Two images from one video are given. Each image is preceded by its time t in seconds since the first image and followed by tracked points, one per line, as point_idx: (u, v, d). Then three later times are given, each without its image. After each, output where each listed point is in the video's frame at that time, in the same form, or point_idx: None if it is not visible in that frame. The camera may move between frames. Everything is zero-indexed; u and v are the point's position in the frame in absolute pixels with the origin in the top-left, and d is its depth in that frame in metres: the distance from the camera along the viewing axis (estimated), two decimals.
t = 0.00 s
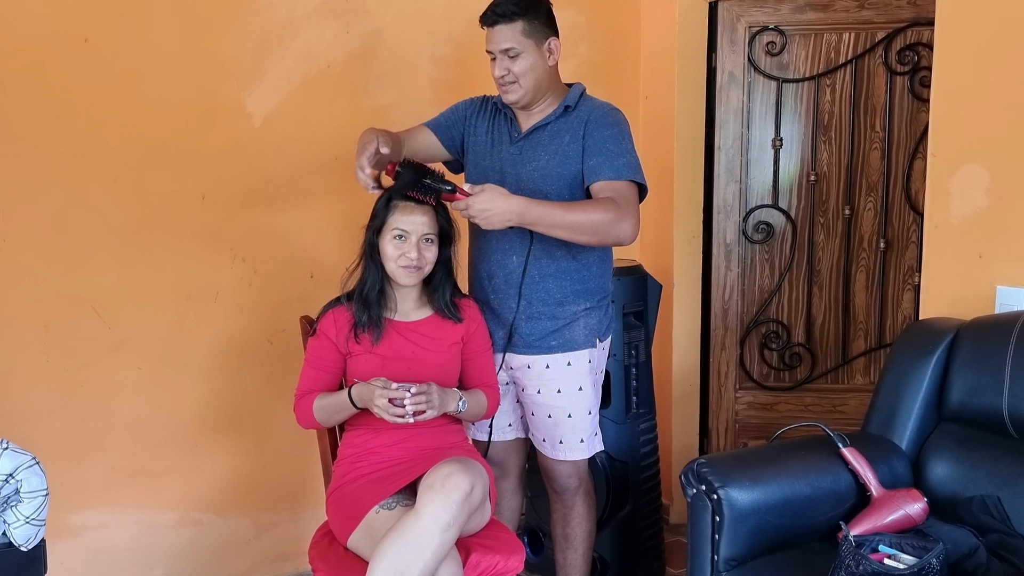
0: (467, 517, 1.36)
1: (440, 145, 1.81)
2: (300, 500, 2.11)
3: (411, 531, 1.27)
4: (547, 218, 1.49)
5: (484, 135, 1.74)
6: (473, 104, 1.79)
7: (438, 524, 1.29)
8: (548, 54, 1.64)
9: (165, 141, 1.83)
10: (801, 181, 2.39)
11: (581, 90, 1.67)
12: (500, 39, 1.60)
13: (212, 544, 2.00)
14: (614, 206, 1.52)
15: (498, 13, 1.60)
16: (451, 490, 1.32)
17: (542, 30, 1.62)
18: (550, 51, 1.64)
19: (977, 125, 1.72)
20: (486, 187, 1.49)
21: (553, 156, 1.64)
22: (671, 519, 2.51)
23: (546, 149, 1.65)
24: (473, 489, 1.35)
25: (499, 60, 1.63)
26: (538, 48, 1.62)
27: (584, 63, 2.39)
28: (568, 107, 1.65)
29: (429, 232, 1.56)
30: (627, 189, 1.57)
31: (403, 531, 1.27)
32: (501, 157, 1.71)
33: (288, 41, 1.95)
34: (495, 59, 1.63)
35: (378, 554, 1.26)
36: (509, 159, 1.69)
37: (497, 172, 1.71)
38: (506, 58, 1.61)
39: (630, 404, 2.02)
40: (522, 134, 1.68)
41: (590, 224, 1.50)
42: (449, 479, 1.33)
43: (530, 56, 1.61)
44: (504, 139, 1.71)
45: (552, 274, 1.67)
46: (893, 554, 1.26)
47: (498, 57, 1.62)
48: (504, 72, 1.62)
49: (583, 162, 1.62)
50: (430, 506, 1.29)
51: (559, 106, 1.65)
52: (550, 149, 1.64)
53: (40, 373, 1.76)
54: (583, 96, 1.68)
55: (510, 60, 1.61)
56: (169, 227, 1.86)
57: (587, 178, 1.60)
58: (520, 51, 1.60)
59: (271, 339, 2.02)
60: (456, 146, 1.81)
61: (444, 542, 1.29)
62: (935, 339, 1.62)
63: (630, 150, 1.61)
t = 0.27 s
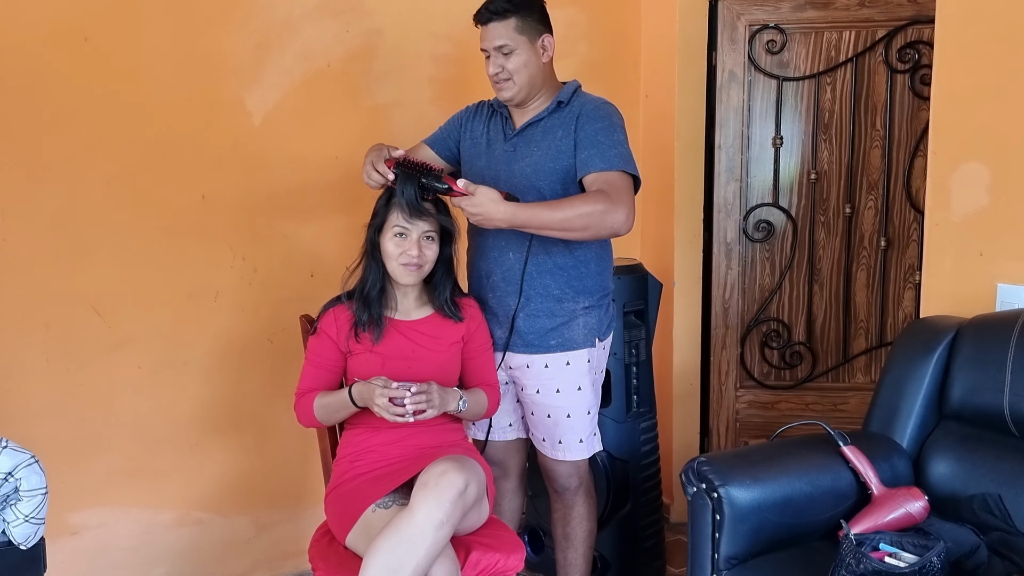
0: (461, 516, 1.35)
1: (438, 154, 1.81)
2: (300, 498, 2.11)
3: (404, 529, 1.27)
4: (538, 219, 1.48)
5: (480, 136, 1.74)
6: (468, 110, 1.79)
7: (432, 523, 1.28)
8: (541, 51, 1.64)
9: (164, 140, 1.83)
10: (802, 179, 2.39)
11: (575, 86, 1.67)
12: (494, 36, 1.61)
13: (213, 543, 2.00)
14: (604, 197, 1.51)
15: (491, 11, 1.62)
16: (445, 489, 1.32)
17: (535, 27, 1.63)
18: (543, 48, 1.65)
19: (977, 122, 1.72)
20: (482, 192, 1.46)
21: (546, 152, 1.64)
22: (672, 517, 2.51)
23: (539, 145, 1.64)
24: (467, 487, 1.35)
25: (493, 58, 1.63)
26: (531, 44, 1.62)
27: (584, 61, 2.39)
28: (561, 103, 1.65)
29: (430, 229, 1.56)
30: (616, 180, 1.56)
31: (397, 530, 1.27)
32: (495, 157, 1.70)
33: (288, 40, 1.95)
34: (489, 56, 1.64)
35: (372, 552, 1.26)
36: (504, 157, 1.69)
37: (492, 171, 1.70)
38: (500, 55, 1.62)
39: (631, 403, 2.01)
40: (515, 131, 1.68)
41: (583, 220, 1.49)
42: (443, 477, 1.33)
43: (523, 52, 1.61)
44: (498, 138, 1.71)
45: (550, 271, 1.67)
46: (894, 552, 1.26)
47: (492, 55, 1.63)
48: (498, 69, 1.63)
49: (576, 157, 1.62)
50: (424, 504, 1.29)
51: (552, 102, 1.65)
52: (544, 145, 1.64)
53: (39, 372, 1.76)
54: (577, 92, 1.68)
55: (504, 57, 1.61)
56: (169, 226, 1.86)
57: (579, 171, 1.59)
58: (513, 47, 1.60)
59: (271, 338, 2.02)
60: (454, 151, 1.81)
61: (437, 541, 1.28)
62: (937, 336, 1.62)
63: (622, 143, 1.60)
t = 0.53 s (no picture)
0: (450, 513, 1.35)
1: (437, 155, 1.80)
2: (299, 497, 2.11)
3: (392, 526, 1.27)
4: (541, 212, 1.47)
5: (480, 136, 1.74)
6: (468, 111, 1.80)
7: (419, 519, 1.28)
8: (539, 48, 1.65)
9: (163, 139, 1.83)
10: (801, 178, 2.39)
11: (575, 84, 1.67)
12: (492, 34, 1.61)
13: (212, 542, 2.00)
14: (606, 188, 1.49)
15: (488, 9, 1.63)
16: (433, 485, 1.32)
17: (532, 24, 1.63)
18: (541, 45, 1.65)
19: (976, 121, 1.72)
20: (484, 189, 1.46)
21: (546, 148, 1.64)
22: (671, 517, 2.52)
23: (540, 142, 1.64)
24: (456, 483, 1.35)
25: (491, 55, 1.63)
26: (529, 41, 1.62)
27: (584, 60, 2.39)
28: (561, 101, 1.65)
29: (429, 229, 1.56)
30: (619, 172, 1.54)
31: (384, 526, 1.27)
32: (495, 156, 1.70)
33: (287, 39, 1.95)
34: (488, 54, 1.64)
35: (360, 548, 1.26)
36: (503, 155, 1.69)
37: (492, 169, 1.70)
38: (498, 52, 1.62)
39: (630, 402, 2.01)
40: (515, 129, 1.68)
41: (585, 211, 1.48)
42: (431, 474, 1.33)
43: (521, 49, 1.61)
44: (498, 136, 1.71)
45: (550, 270, 1.67)
46: (892, 551, 1.26)
47: (490, 53, 1.63)
48: (497, 66, 1.63)
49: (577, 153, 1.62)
50: (412, 501, 1.29)
51: (552, 99, 1.65)
52: (544, 142, 1.64)
53: (38, 371, 1.76)
54: (577, 90, 1.68)
55: (502, 54, 1.61)
56: (168, 226, 1.86)
57: (581, 166, 1.59)
58: (511, 44, 1.61)
59: (270, 337, 2.02)
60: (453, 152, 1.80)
61: (426, 538, 1.28)
62: (935, 335, 1.62)
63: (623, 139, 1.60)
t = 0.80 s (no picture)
0: (448, 513, 1.35)
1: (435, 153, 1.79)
2: (297, 497, 2.11)
3: (391, 527, 1.27)
4: (545, 194, 1.47)
5: (480, 135, 1.74)
6: (467, 109, 1.79)
7: (418, 520, 1.28)
8: (539, 47, 1.65)
9: (162, 138, 1.83)
10: (800, 179, 2.39)
11: (576, 84, 1.68)
12: (492, 33, 1.61)
13: (209, 541, 2.00)
14: (613, 180, 1.50)
15: (488, 9, 1.63)
16: (431, 486, 1.32)
17: (532, 23, 1.63)
18: (541, 44, 1.65)
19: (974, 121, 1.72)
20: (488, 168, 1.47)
21: (550, 147, 1.64)
22: (670, 517, 2.52)
23: (542, 140, 1.64)
24: (454, 484, 1.35)
25: (491, 55, 1.64)
26: (529, 40, 1.63)
27: (583, 60, 2.39)
28: (563, 100, 1.65)
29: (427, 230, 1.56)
30: (626, 166, 1.55)
31: (383, 527, 1.27)
32: (496, 154, 1.70)
33: (286, 38, 1.95)
34: (488, 54, 1.64)
35: (358, 549, 1.26)
36: (505, 153, 1.69)
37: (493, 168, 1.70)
38: (497, 51, 1.62)
39: (628, 402, 2.02)
40: (517, 128, 1.68)
41: (590, 198, 1.48)
42: (429, 474, 1.33)
43: (521, 48, 1.61)
44: (499, 135, 1.71)
45: (551, 268, 1.67)
46: (890, 551, 1.26)
47: (490, 52, 1.63)
48: (496, 66, 1.63)
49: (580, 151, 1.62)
50: (410, 502, 1.29)
51: (554, 98, 1.65)
52: (547, 140, 1.64)
53: (36, 370, 1.76)
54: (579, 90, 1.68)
55: (502, 54, 1.61)
56: (166, 224, 1.86)
57: (585, 163, 1.59)
58: (511, 43, 1.61)
59: (269, 336, 2.02)
60: (453, 152, 1.80)
61: (424, 538, 1.28)
62: (934, 336, 1.62)
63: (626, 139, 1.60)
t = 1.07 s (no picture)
0: (446, 513, 1.36)
1: (432, 151, 1.78)
2: (294, 496, 2.11)
3: (388, 526, 1.27)
4: (544, 189, 1.47)
5: (476, 134, 1.74)
6: (463, 109, 1.79)
7: (415, 520, 1.28)
8: (535, 46, 1.65)
9: (159, 137, 1.83)
10: (796, 179, 2.40)
11: (573, 84, 1.69)
12: (487, 32, 1.62)
13: (206, 540, 2.00)
14: (611, 179, 1.51)
15: (483, 9, 1.63)
16: (429, 485, 1.32)
17: (527, 22, 1.64)
18: (537, 43, 1.65)
19: (969, 122, 1.73)
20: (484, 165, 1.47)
21: (547, 146, 1.64)
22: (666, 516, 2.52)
23: (540, 139, 1.65)
24: (452, 484, 1.35)
25: (486, 54, 1.64)
26: (524, 39, 1.63)
27: (581, 60, 2.39)
28: (560, 100, 1.66)
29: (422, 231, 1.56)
30: (623, 166, 1.56)
31: (381, 526, 1.27)
32: (493, 152, 1.69)
33: (284, 37, 1.95)
34: (484, 54, 1.64)
35: (356, 549, 1.26)
36: (502, 152, 1.68)
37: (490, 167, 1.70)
38: (493, 51, 1.62)
39: (625, 402, 2.02)
40: (514, 127, 1.68)
41: (588, 196, 1.48)
42: (427, 474, 1.33)
43: (516, 47, 1.62)
44: (496, 134, 1.70)
45: (548, 267, 1.68)
46: (885, 550, 1.27)
47: (486, 52, 1.63)
48: (493, 65, 1.63)
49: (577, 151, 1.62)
50: (408, 501, 1.29)
51: (552, 98, 1.66)
52: (545, 140, 1.64)
53: (32, 368, 1.76)
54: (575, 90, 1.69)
55: (497, 53, 1.62)
56: (163, 223, 1.86)
57: (583, 162, 1.60)
58: (506, 42, 1.61)
59: (266, 335, 2.02)
60: (448, 151, 1.79)
61: (422, 538, 1.29)
62: (928, 336, 1.63)
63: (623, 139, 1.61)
